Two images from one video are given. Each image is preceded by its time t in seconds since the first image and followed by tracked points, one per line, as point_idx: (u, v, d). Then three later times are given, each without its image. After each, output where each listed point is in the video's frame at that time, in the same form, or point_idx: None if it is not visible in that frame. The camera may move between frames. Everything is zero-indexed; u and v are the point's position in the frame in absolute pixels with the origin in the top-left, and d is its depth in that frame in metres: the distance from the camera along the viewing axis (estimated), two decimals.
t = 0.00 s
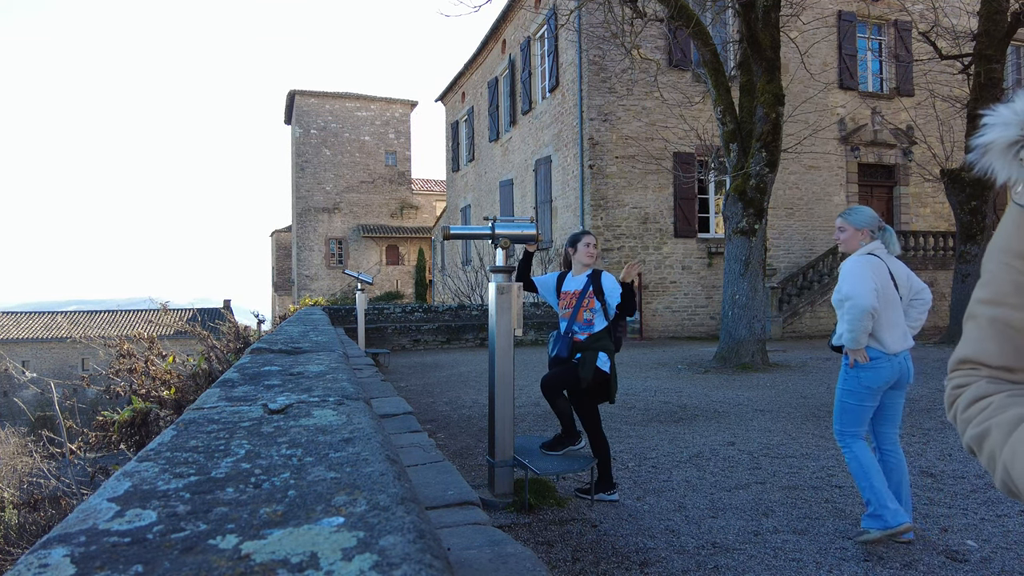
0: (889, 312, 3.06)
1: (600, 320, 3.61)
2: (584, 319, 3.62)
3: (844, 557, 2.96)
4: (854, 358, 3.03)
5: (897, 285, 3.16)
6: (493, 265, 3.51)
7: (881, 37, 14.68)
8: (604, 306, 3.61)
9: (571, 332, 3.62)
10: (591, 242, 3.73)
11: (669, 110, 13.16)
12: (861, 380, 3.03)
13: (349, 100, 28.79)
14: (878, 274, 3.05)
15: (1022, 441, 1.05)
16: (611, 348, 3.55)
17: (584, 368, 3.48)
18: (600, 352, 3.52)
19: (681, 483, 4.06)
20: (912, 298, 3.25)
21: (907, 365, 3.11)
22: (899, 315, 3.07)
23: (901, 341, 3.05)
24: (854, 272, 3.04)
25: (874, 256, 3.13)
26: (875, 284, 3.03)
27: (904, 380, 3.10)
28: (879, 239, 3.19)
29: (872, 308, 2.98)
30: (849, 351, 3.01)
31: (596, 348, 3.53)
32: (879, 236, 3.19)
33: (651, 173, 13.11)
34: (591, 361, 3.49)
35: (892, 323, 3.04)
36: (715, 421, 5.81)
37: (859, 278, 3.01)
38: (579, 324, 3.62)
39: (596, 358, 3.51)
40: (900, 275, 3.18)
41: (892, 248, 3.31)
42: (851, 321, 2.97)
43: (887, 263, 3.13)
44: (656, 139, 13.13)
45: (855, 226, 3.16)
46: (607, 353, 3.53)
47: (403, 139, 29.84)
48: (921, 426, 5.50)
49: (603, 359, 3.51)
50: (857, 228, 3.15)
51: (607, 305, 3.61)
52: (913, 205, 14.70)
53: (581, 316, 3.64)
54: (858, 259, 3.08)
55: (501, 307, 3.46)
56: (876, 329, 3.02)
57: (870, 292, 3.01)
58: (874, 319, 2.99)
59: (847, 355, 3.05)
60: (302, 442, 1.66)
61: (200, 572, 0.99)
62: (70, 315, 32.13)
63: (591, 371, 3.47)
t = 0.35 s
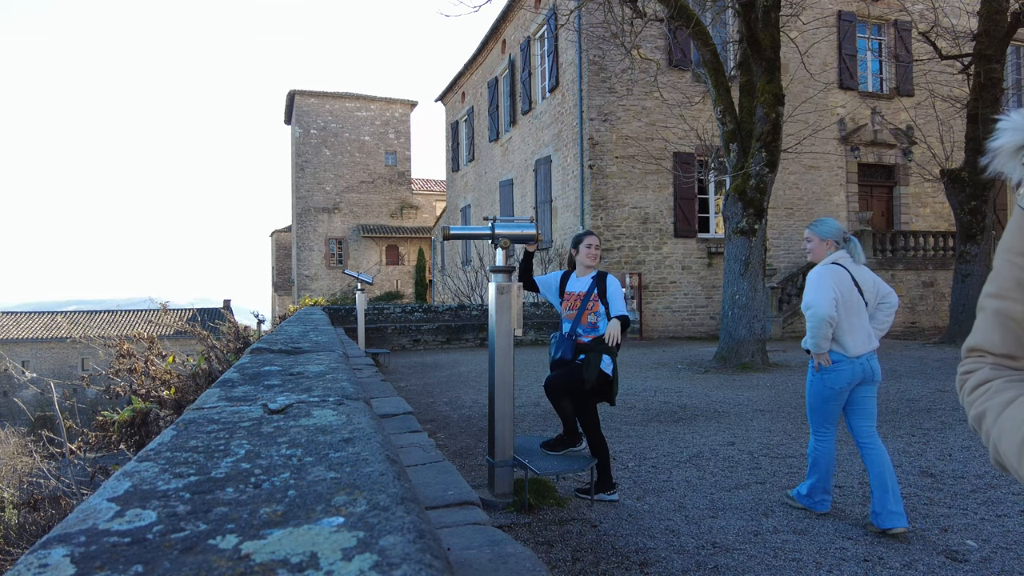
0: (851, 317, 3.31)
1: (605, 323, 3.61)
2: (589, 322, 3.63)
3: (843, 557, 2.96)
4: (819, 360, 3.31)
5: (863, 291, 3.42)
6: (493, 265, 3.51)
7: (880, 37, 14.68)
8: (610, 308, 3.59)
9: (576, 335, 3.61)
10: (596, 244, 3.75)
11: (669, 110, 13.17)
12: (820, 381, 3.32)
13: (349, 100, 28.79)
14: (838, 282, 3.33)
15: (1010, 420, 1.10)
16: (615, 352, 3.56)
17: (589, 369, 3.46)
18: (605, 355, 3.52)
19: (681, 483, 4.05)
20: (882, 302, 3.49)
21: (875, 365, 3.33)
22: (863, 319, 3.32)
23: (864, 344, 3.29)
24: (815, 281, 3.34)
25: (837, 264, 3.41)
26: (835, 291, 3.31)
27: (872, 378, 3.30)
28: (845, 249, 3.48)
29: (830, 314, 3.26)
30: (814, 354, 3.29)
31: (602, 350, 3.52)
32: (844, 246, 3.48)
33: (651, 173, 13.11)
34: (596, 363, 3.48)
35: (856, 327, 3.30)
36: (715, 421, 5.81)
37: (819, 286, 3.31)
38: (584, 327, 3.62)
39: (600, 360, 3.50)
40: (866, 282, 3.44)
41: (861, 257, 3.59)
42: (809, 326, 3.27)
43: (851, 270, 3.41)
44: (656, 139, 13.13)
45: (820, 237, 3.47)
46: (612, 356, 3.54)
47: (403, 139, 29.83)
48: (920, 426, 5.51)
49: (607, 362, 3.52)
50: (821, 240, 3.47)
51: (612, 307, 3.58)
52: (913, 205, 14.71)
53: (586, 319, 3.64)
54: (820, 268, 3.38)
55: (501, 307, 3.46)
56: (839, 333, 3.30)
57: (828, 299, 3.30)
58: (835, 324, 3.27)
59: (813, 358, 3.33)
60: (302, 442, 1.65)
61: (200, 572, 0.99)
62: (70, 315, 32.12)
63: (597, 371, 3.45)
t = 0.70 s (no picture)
0: (806, 314, 3.52)
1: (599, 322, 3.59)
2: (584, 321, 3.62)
3: (843, 557, 2.96)
4: (781, 354, 3.52)
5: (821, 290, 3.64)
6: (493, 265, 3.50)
7: (880, 37, 14.68)
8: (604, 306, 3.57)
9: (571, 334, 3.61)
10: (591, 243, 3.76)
11: (669, 110, 13.17)
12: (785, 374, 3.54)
13: (349, 100, 28.79)
14: (792, 281, 3.54)
15: None
16: (612, 351, 3.54)
17: (579, 368, 3.47)
18: (597, 354, 3.52)
19: (680, 483, 4.05)
20: (842, 302, 3.72)
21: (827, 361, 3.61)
22: (819, 316, 3.54)
23: (819, 339, 3.51)
24: (772, 280, 3.55)
25: (795, 265, 3.62)
26: (790, 289, 3.53)
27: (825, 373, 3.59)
28: (804, 249, 3.70)
29: (784, 309, 3.46)
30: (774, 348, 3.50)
31: (594, 349, 3.52)
32: (803, 246, 3.70)
33: (651, 173, 13.11)
34: (588, 362, 3.49)
35: (811, 323, 3.52)
36: (715, 421, 5.81)
37: (774, 283, 3.51)
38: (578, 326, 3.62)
39: (592, 360, 3.50)
40: (824, 280, 3.65)
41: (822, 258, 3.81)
42: (766, 323, 3.48)
43: (808, 270, 3.62)
44: (656, 139, 13.13)
45: (780, 240, 3.68)
46: (605, 355, 3.52)
47: (403, 139, 29.83)
48: (920, 426, 5.51)
49: (600, 361, 3.51)
50: (781, 241, 3.67)
51: (604, 304, 3.56)
52: (913, 205, 14.71)
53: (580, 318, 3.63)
54: (778, 268, 3.58)
55: (501, 307, 3.46)
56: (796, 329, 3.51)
57: (783, 296, 3.51)
58: (790, 319, 3.49)
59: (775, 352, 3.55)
60: (302, 442, 1.65)
61: (200, 572, 0.99)
62: (70, 315, 32.11)
63: (586, 371, 3.47)
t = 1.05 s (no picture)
0: (778, 315, 3.66)
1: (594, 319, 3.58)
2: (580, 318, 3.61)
3: (843, 557, 2.96)
4: (755, 353, 3.63)
5: (789, 293, 3.79)
6: (493, 265, 3.50)
7: (880, 37, 14.68)
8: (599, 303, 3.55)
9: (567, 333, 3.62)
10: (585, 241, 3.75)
11: (669, 109, 13.17)
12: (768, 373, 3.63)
13: (349, 100, 28.79)
14: (767, 284, 3.66)
15: None
16: (608, 349, 3.52)
17: (571, 366, 3.47)
18: (591, 351, 3.51)
19: (680, 483, 4.05)
20: (802, 305, 3.88)
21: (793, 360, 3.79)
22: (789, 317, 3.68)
23: (788, 339, 3.66)
24: (748, 281, 3.66)
25: (768, 269, 3.75)
26: (765, 291, 3.65)
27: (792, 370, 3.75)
28: (772, 254, 3.85)
29: (761, 310, 3.58)
30: (749, 347, 3.61)
31: (587, 347, 3.51)
32: (771, 252, 3.85)
33: (651, 174, 13.11)
34: (580, 360, 3.48)
35: (782, 324, 3.66)
36: (715, 421, 5.81)
37: (751, 285, 3.63)
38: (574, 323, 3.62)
39: (586, 357, 3.50)
40: (791, 284, 3.81)
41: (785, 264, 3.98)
42: (743, 322, 3.58)
43: (778, 275, 3.76)
44: (656, 139, 13.13)
45: (752, 245, 3.81)
46: (599, 353, 3.51)
47: (403, 139, 29.82)
48: (920, 426, 5.51)
49: (594, 359, 3.50)
50: (752, 246, 3.81)
51: (596, 301, 3.55)
52: (913, 205, 14.71)
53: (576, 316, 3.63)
54: (752, 271, 3.70)
55: (500, 308, 3.46)
56: (769, 329, 3.64)
57: (759, 298, 3.62)
58: (765, 320, 3.61)
59: (749, 351, 3.65)
60: (302, 442, 1.65)
61: (200, 572, 0.99)
62: (70, 315, 32.11)
63: (578, 368, 3.47)
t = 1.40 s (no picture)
0: (747, 311, 3.86)
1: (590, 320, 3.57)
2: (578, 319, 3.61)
3: (843, 557, 2.96)
4: (723, 348, 3.81)
5: (754, 291, 4.00)
6: (493, 265, 3.50)
7: (880, 37, 14.69)
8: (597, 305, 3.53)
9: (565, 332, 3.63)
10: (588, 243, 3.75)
11: (669, 109, 13.18)
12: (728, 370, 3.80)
13: (349, 100, 28.79)
14: (737, 282, 3.87)
15: None
16: (603, 350, 3.50)
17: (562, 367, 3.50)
18: (584, 353, 3.52)
19: (680, 483, 4.05)
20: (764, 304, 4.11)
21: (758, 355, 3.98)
22: (756, 315, 3.87)
23: (756, 334, 3.87)
24: (718, 279, 3.84)
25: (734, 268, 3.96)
26: (735, 289, 3.85)
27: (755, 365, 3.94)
28: (735, 254, 4.06)
29: (733, 307, 3.78)
30: (718, 342, 3.78)
31: (581, 348, 3.52)
32: (735, 251, 4.07)
33: (651, 174, 13.11)
34: (572, 361, 3.50)
35: (751, 320, 3.86)
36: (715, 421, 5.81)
37: (723, 283, 3.82)
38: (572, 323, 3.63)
39: (579, 359, 3.51)
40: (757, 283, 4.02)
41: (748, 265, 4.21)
42: (718, 319, 3.75)
43: (744, 273, 3.98)
44: (655, 139, 13.13)
45: (716, 248, 4.03)
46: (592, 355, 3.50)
47: (403, 139, 29.82)
48: (920, 426, 5.52)
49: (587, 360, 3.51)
50: (716, 248, 4.01)
51: (591, 302, 3.53)
52: (913, 205, 14.71)
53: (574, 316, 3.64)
54: (721, 270, 3.90)
55: (500, 308, 3.46)
56: (738, 325, 3.82)
57: (731, 296, 3.81)
58: (736, 317, 3.79)
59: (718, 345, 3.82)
60: (302, 442, 1.65)
61: (200, 572, 0.99)
62: (70, 316, 32.12)
63: (569, 370, 3.49)
